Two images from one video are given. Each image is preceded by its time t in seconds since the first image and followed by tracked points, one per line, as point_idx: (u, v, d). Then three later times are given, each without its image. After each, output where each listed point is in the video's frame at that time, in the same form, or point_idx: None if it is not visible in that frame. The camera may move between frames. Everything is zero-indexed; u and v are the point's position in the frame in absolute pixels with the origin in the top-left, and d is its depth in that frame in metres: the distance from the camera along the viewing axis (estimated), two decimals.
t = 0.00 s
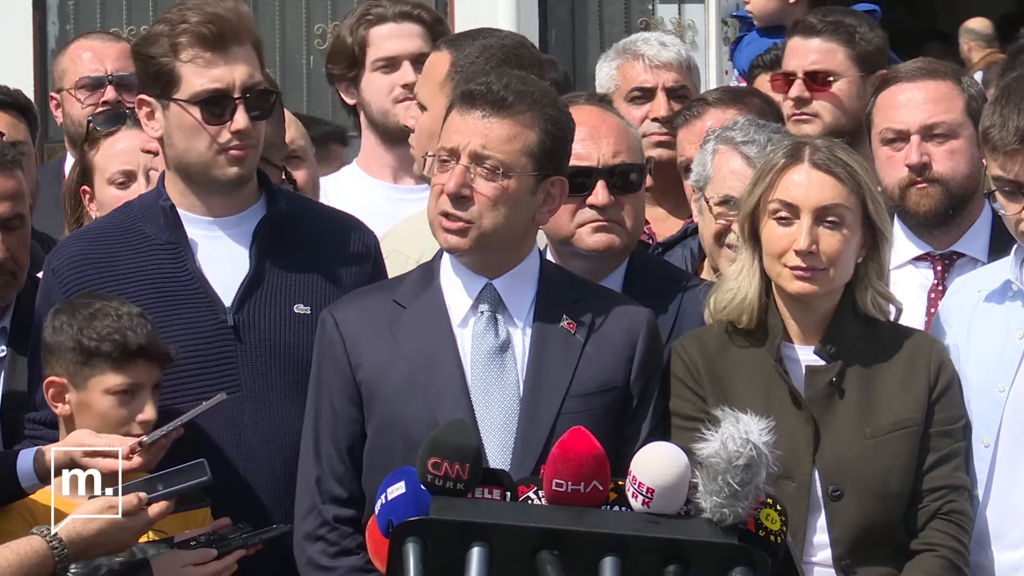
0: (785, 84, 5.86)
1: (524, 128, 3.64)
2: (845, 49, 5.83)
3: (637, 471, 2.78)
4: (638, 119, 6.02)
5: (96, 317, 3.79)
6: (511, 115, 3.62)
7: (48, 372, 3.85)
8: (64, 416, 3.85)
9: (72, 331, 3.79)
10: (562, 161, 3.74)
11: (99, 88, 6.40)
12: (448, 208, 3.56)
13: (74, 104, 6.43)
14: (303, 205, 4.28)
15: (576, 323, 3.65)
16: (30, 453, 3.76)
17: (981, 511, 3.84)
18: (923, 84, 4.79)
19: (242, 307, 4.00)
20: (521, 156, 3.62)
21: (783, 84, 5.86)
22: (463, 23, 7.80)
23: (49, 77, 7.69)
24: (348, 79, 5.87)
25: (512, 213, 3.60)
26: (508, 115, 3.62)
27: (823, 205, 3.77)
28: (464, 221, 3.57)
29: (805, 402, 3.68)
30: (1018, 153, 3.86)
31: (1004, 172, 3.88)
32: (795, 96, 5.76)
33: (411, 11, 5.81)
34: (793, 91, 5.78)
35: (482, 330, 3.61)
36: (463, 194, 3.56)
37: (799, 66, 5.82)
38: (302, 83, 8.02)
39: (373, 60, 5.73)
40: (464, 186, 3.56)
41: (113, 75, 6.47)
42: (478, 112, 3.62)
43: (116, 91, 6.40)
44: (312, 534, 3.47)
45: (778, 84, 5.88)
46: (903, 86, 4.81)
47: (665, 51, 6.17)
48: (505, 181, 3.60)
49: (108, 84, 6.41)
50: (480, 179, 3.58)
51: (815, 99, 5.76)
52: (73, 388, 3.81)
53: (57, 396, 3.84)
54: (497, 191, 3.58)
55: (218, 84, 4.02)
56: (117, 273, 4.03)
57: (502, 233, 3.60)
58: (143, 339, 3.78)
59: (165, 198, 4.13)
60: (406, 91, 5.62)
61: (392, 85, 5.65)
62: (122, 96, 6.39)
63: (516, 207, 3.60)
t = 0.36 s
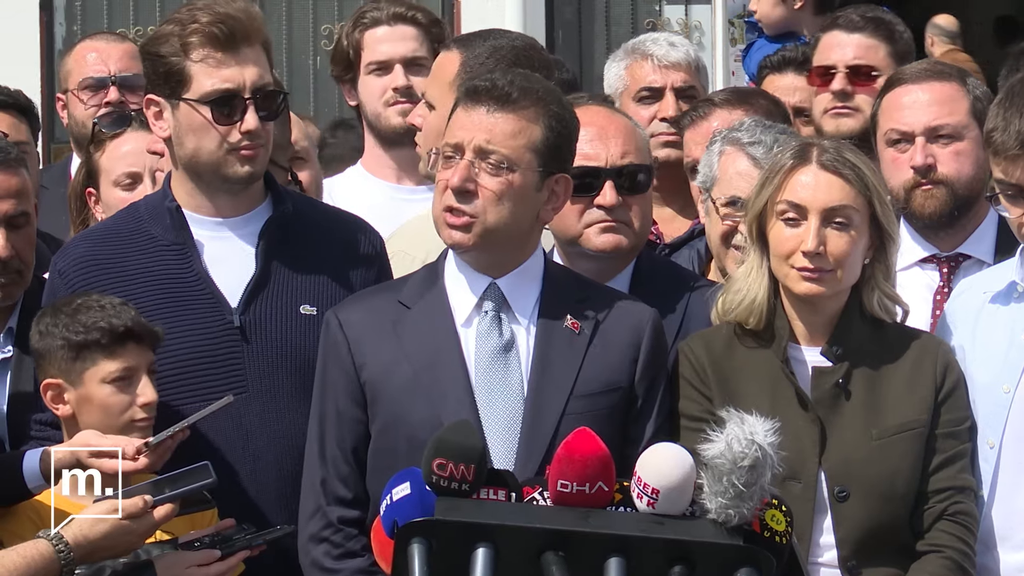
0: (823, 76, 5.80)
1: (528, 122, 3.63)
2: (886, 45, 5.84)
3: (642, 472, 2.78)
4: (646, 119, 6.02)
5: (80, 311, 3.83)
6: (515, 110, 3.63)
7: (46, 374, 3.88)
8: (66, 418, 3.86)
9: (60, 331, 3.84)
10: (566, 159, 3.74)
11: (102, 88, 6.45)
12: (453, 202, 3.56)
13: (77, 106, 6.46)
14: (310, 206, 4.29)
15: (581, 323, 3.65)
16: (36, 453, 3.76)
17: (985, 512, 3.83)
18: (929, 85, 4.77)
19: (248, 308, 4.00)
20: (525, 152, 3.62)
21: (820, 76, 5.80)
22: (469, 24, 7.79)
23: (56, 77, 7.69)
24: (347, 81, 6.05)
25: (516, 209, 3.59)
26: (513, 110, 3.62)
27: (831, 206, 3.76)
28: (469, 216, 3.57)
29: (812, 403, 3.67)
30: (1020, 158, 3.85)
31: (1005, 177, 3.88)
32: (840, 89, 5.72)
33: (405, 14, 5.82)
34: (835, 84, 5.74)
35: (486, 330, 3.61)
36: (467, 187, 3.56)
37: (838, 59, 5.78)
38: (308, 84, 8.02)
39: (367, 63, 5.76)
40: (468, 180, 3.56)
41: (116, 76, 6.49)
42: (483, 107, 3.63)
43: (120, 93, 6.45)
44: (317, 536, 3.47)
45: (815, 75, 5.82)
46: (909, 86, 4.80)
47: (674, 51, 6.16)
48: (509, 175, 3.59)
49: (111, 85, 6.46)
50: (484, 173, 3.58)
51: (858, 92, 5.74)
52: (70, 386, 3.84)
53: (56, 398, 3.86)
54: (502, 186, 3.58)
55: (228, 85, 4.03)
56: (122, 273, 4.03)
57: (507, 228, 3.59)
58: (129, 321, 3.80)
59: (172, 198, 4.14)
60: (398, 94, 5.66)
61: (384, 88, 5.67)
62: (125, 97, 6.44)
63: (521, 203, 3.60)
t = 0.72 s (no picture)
0: (825, 69, 5.78)
1: (527, 123, 3.64)
2: (887, 41, 5.84)
3: (641, 471, 2.77)
4: (649, 117, 6.02)
5: (60, 313, 3.85)
6: (512, 111, 3.62)
7: (36, 383, 3.87)
8: (64, 422, 3.86)
9: (43, 337, 3.85)
10: (564, 157, 3.75)
11: (102, 86, 6.46)
12: (453, 205, 3.56)
13: (78, 104, 6.47)
14: (312, 205, 4.29)
15: (581, 321, 3.65)
16: (36, 453, 3.76)
17: (987, 510, 3.82)
18: (930, 82, 4.77)
19: (249, 307, 4.00)
20: (523, 152, 3.62)
21: (822, 68, 5.78)
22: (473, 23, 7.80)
23: (60, 77, 7.70)
24: (364, 75, 5.89)
25: (516, 210, 3.60)
26: (509, 111, 3.62)
27: (832, 204, 3.76)
28: (469, 218, 3.57)
29: (813, 401, 3.67)
30: (1020, 156, 3.84)
31: (1006, 175, 3.88)
32: (846, 82, 5.70)
33: (432, 14, 5.88)
34: (840, 77, 5.72)
35: (487, 329, 3.61)
36: (468, 189, 3.55)
37: (841, 52, 5.76)
38: (312, 83, 8.03)
39: (391, 62, 5.77)
40: (468, 182, 3.56)
41: (116, 75, 6.50)
42: (480, 109, 3.63)
43: (119, 90, 6.46)
44: (321, 537, 3.47)
45: (818, 68, 5.80)
46: (909, 84, 4.79)
47: (677, 49, 6.16)
48: (509, 176, 3.60)
49: (110, 82, 6.47)
50: (483, 175, 3.58)
51: (862, 86, 5.72)
52: (63, 391, 3.85)
53: (50, 405, 3.86)
54: (501, 187, 3.58)
55: (223, 84, 4.03)
56: (123, 272, 4.04)
57: (507, 229, 3.60)
58: (108, 315, 3.82)
59: (173, 197, 4.15)
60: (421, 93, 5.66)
61: (404, 85, 5.69)
62: (124, 94, 6.45)
63: (520, 203, 3.60)
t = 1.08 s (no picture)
0: (820, 70, 5.77)
1: (526, 119, 3.64)
2: (880, 41, 5.85)
3: (647, 469, 2.78)
4: (654, 115, 6.02)
5: (60, 313, 3.85)
6: (512, 108, 3.63)
7: (38, 383, 3.88)
8: (66, 422, 3.88)
9: (44, 337, 3.85)
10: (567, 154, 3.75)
11: (106, 84, 6.47)
12: (456, 203, 3.56)
13: (83, 102, 6.48)
14: (316, 203, 4.29)
15: (585, 319, 3.65)
16: (38, 453, 3.78)
17: (992, 507, 3.83)
18: (933, 80, 4.76)
19: (254, 305, 4.01)
20: (525, 148, 3.62)
21: (817, 69, 5.77)
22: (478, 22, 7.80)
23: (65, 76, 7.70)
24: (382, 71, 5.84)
25: (519, 206, 3.60)
26: (509, 108, 3.63)
27: (836, 202, 3.76)
28: (472, 215, 3.57)
29: (818, 398, 3.67)
30: None
31: (1011, 172, 3.87)
32: (843, 82, 5.70)
33: (456, 15, 5.86)
34: (837, 77, 5.71)
35: (492, 326, 3.61)
36: (471, 187, 3.55)
37: (837, 53, 5.76)
38: (317, 81, 8.03)
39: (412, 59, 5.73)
40: (470, 179, 3.56)
41: (121, 72, 6.51)
42: (483, 106, 3.63)
43: (124, 87, 6.46)
44: (328, 536, 3.47)
45: (813, 69, 5.79)
46: (912, 81, 4.79)
47: (682, 47, 6.16)
48: (510, 172, 3.60)
49: (115, 80, 6.47)
50: (485, 172, 3.59)
51: (858, 86, 5.72)
52: (65, 391, 3.85)
53: (52, 405, 3.87)
54: (503, 183, 3.58)
55: (227, 80, 4.03)
56: (128, 270, 4.04)
57: (511, 226, 3.60)
58: (108, 315, 3.83)
59: (179, 195, 4.16)
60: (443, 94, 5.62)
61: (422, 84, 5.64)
62: (129, 92, 6.46)
63: (522, 199, 3.61)
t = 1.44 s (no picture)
0: (830, 70, 5.76)
1: (538, 119, 3.64)
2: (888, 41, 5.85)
3: (651, 468, 2.77)
4: (659, 115, 6.02)
5: (71, 312, 3.84)
6: (524, 108, 3.63)
7: (55, 384, 3.84)
8: (86, 421, 3.86)
9: (58, 336, 3.83)
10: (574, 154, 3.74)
11: (113, 83, 6.47)
12: (468, 202, 3.56)
13: (90, 102, 6.48)
14: (322, 203, 4.30)
15: (594, 318, 3.65)
16: (42, 454, 3.78)
17: (1000, 506, 3.82)
18: (940, 80, 4.75)
19: (261, 304, 4.01)
20: (537, 148, 3.62)
21: (828, 70, 5.76)
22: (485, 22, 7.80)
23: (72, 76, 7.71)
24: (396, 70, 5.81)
25: (531, 206, 3.60)
26: (520, 108, 3.63)
27: (843, 201, 3.75)
28: (484, 215, 3.57)
29: (826, 397, 3.66)
30: None
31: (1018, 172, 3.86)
32: (853, 82, 5.69)
33: (467, 14, 5.86)
34: (847, 77, 5.71)
35: (501, 324, 3.61)
36: (483, 187, 3.55)
37: (846, 53, 5.74)
38: (323, 81, 8.03)
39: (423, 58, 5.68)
40: (483, 179, 3.56)
41: (128, 72, 6.52)
42: (491, 106, 3.63)
43: (131, 87, 6.47)
44: (337, 533, 3.47)
45: (823, 69, 5.77)
46: (918, 81, 4.78)
47: (687, 47, 6.15)
48: (523, 172, 3.60)
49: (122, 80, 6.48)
50: (498, 172, 3.58)
51: (869, 86, 5.71)
52: (84, 389, 3.83)
53: (71, 404, 3.84)
54: (515, 183, 3.58)
55: (231, 81, 4.03)
56: (135, 270, 4.05)
57: (524, 225, 3.60)
58: (123, 308, 3.83)
59: (185, 194, 4.16)
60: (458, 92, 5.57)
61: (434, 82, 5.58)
62: (137, 91, 6.46)
63: (535, 199, 3.61)
